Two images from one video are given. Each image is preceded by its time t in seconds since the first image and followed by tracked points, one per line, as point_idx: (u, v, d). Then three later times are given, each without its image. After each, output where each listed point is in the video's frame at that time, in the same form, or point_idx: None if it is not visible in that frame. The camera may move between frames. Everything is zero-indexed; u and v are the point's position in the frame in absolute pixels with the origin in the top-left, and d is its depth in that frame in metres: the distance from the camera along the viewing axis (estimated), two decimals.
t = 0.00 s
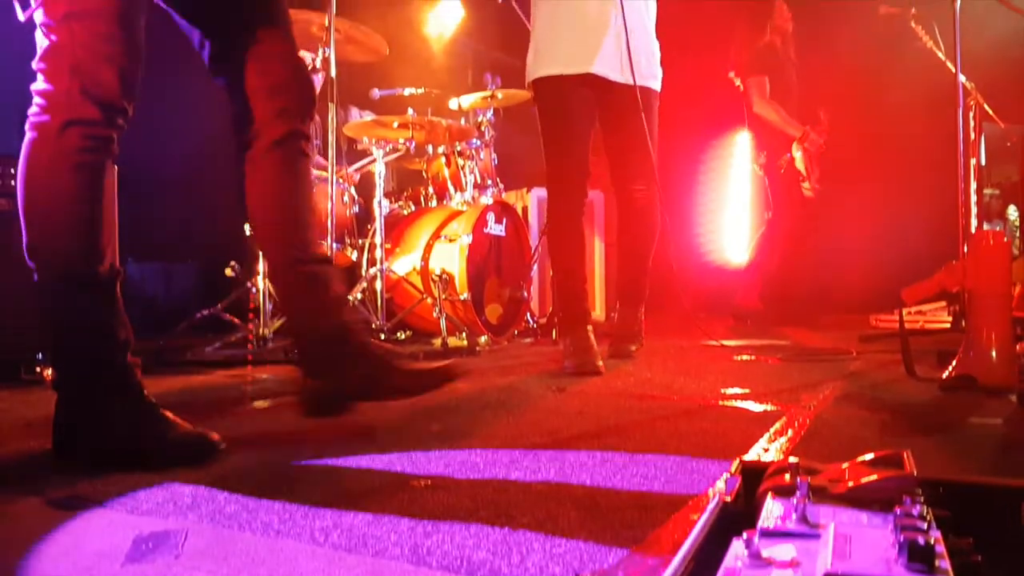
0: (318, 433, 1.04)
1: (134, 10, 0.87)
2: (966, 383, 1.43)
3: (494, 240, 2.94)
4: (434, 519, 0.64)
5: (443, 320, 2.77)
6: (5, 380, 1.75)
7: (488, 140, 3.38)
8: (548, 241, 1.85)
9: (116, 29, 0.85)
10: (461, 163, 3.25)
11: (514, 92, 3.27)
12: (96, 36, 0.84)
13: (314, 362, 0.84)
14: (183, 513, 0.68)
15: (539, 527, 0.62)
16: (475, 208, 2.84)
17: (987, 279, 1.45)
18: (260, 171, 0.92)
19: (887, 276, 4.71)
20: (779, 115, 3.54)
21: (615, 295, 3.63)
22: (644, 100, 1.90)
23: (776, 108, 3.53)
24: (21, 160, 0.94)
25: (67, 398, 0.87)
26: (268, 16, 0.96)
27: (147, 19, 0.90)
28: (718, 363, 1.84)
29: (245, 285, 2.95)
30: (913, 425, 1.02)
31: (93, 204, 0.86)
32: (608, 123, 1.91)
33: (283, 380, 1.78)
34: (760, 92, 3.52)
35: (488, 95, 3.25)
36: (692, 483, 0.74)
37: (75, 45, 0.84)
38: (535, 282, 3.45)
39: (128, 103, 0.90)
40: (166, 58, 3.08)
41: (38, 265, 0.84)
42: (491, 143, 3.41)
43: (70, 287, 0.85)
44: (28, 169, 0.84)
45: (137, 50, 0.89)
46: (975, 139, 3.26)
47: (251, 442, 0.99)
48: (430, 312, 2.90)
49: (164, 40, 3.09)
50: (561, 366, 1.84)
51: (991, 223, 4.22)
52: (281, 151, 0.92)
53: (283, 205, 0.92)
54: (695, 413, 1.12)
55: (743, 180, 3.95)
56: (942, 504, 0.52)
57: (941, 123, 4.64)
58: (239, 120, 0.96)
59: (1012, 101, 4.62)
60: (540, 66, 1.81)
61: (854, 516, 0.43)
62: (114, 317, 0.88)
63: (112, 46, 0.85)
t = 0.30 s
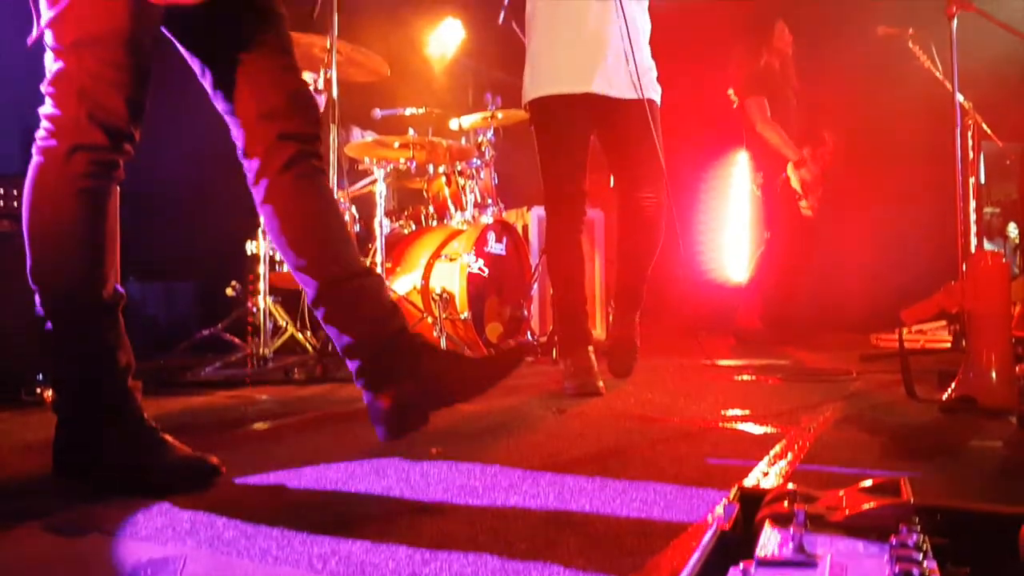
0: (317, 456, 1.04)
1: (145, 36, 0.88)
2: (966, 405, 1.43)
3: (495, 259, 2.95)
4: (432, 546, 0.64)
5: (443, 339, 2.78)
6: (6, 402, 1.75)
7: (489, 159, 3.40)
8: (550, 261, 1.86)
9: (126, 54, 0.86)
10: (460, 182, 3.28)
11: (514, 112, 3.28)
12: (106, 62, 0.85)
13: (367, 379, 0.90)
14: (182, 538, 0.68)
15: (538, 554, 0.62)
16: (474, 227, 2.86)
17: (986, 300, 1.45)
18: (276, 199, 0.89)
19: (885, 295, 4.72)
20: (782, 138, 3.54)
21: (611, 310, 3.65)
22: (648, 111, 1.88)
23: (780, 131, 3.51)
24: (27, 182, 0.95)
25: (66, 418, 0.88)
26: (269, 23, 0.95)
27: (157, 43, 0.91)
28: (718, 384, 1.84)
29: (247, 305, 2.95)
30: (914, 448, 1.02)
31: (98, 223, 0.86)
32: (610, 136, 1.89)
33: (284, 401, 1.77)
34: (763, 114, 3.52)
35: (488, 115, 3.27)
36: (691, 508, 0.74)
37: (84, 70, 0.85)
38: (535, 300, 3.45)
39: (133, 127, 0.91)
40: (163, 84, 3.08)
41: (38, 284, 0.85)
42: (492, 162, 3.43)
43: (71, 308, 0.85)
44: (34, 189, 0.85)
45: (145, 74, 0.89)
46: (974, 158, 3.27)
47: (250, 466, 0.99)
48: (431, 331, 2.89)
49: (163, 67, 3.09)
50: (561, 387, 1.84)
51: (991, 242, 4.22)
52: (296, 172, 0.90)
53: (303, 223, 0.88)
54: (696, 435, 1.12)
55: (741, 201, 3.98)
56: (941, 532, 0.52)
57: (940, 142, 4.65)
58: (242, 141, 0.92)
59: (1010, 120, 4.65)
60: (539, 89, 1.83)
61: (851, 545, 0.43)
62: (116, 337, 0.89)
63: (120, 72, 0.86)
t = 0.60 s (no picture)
0: (317, 471, 1.04)
1: (155, 57, 0.89)
2: (966, 420, 1.43)
3: (495, 272, 2.95)
4: (432, 563, 0.64)
5: (444, 352, 2.77)
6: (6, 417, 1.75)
7: (490, 173, 3.42)
8: (551, 274, 1.86)
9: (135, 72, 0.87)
10: (462, 196, 3.28)
11: (514, 126, 3.30)
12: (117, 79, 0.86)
13: (371, 407, 0.88)
14: (183, 555, 0.68)
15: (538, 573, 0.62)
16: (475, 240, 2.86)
17: (985, 316, 1.46)
18: (290, 209, 0.90)
19: (885, 308, 4.72)
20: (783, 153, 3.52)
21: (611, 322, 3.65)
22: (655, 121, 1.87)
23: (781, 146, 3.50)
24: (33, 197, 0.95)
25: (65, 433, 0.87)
26: (277, 20, 0.93)
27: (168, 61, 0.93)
28: (719, 398, 1.84)
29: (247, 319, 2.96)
30: (914, 463, 1.02)
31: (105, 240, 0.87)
32: (611, 146, 1.88)
33: (282, 415, 1.77)
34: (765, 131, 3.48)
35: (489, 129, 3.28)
36: (691, 525, 0.73)
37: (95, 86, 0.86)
38: (536, 313, 3.45)
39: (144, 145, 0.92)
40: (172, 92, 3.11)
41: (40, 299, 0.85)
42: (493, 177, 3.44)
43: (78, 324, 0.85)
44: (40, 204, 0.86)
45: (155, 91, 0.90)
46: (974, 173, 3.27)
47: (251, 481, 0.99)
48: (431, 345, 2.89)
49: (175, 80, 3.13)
50: (561, 401, 1.84)
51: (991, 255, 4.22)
52: (311, 185, 0.90)
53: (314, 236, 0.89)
54: (697, 450, 1.11)
55: (741, 211, 3.96)
56: (939, 551, 0.52)
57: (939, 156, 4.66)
58: (264, 147, 0.92)
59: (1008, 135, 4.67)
60: (540, 102, 1.84)
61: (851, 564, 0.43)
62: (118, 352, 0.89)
63: (131, 90, 0.87)
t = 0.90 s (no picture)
0: (318, 488, 1.04)
1: (169, 74, 0.90)
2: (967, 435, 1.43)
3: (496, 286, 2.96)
4: None
5: (444, 366, 2.77)
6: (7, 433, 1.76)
7: (490, 187, 3.42)
8: (552, 288, 1.86)
9: (150, 90, 0.88)
10: (463, 210, 3.27)
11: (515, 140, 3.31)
12: (130, 97, 0.87)
13: (361, 434, 0.89)
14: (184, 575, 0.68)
15: None
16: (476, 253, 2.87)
17: (985, 331, 1.46)
18: (299, 223, 0.90)
19: (885, 322, 4.72)
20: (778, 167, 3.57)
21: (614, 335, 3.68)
22: (657, 129, 1.86)
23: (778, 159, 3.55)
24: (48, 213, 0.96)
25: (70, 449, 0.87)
26: (295, 23, 0.92)
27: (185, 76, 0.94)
28: (721, 413, 1.84)
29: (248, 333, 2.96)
30: (916, 479, 1.02)
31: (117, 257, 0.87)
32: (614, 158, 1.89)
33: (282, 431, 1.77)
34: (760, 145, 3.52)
35: (489, 143, 3.29)
36: (692, 544, 0.73)
37: (112, 103, 0.87)
38: (537, 328, 3.45)
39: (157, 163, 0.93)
40: (182, 109, 3.15)
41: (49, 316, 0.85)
42: (494, 191, 3.45)
43: (89, 341, 0.86)
44: (54, 221, 0.87)
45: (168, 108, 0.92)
46: (974, 186, 3.28)
47: (252, 499, 0.99)
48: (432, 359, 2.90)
49: (186, 97, 3.20)
50: (562, 416, 1.85)
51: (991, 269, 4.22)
52: (321, 203, 0.90)
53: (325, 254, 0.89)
54: (698, 466, 1.11)
55: (742, 226, 3.99)
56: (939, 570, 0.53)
57: (939, 170, 4.68)
58: (273, 153, 0.92)
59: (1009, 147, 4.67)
60: (539, 116, 1.85)
61: None
62: (125, 368, 0.90)
63: (145, 109, 0.88)
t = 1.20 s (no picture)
0: (320, 507, 1.04)
1: (190, 94, 0.91)
2: (969, 452, 1.42)
3: (498, 301, 2.98)
4: None
5: (445, 382, 2.77)
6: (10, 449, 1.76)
7: (491, 202, 3.44)
8: (552, 303, 1.86)
9: (171, 109, 0.89)
10: (464, 226, 3.30)
11: (516, 156, 3.32)
12: (147, 117, 0.88)
13: (371, 453, 0.89)
14: None
15: None
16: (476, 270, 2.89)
17: (986, 348, 1.46)
18: (313, 241, 0.90)
19: (887, 337, 4.71)
20: (773, 178, 3.64)
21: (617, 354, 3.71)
22: (661, 143, 1.84)
23: (772, 171, 3.63)
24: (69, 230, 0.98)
25: (79, 471, 0.87)
26: (314, 45, 0.93)
27: (208, 101, 0.95)
28: (721, 430, 1.83)
29: (250, 349, 2.96)
30: (918, 497, 1.02)
31: (135, 277, 0.88)
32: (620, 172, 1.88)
33: (284, 449, 1.77)
34: (756, 158, 3.61)
35: (490, 159, 3.30)
36: (694, 564, 0.73)
37: (133, 126, 0.88)
38: (538, 343, 3.45)
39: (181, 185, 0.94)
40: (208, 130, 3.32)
41: (64, 337, 0.86)
42: (495, 207, 3.47)
43: (106, 362, 0.86)
44: (73, 242, 0.88)
45: (192, 127, 0.93)
46: (974, 201, 3.28)
47: (253, 518, 0.98)
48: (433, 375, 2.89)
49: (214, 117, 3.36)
50: (563, 433, 1.85)
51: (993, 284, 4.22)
52: (345, 217, 0.91)
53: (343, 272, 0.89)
54: (700, 484, 1.11)
55: (743, 238, 3.99)
56: None
57: (939, 185, 4.69)
58: (285, 168, 0.92)
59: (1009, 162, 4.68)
60: (540, 131, 1.85)
61: None
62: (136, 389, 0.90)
63: (167, 131, 0.89)
